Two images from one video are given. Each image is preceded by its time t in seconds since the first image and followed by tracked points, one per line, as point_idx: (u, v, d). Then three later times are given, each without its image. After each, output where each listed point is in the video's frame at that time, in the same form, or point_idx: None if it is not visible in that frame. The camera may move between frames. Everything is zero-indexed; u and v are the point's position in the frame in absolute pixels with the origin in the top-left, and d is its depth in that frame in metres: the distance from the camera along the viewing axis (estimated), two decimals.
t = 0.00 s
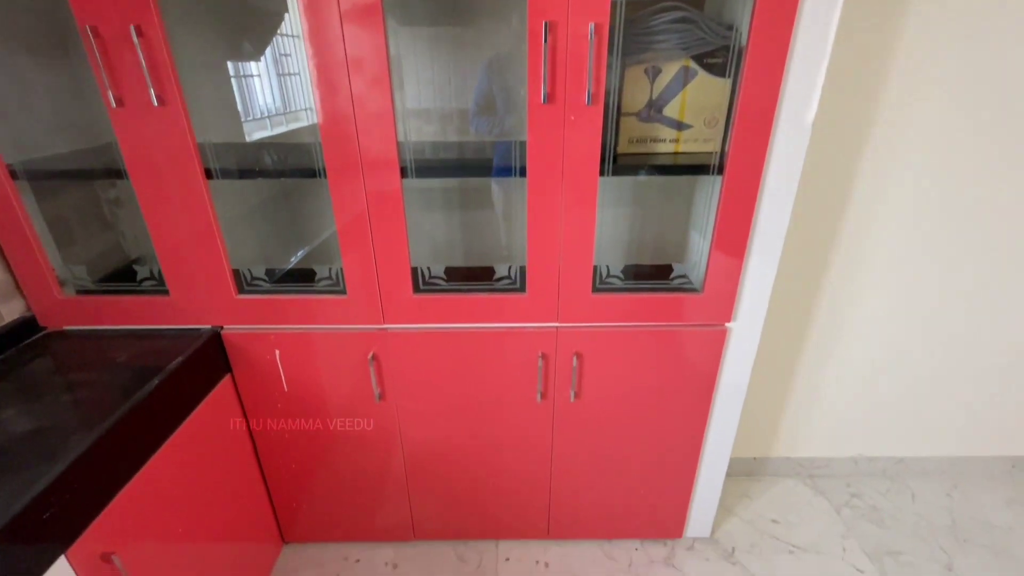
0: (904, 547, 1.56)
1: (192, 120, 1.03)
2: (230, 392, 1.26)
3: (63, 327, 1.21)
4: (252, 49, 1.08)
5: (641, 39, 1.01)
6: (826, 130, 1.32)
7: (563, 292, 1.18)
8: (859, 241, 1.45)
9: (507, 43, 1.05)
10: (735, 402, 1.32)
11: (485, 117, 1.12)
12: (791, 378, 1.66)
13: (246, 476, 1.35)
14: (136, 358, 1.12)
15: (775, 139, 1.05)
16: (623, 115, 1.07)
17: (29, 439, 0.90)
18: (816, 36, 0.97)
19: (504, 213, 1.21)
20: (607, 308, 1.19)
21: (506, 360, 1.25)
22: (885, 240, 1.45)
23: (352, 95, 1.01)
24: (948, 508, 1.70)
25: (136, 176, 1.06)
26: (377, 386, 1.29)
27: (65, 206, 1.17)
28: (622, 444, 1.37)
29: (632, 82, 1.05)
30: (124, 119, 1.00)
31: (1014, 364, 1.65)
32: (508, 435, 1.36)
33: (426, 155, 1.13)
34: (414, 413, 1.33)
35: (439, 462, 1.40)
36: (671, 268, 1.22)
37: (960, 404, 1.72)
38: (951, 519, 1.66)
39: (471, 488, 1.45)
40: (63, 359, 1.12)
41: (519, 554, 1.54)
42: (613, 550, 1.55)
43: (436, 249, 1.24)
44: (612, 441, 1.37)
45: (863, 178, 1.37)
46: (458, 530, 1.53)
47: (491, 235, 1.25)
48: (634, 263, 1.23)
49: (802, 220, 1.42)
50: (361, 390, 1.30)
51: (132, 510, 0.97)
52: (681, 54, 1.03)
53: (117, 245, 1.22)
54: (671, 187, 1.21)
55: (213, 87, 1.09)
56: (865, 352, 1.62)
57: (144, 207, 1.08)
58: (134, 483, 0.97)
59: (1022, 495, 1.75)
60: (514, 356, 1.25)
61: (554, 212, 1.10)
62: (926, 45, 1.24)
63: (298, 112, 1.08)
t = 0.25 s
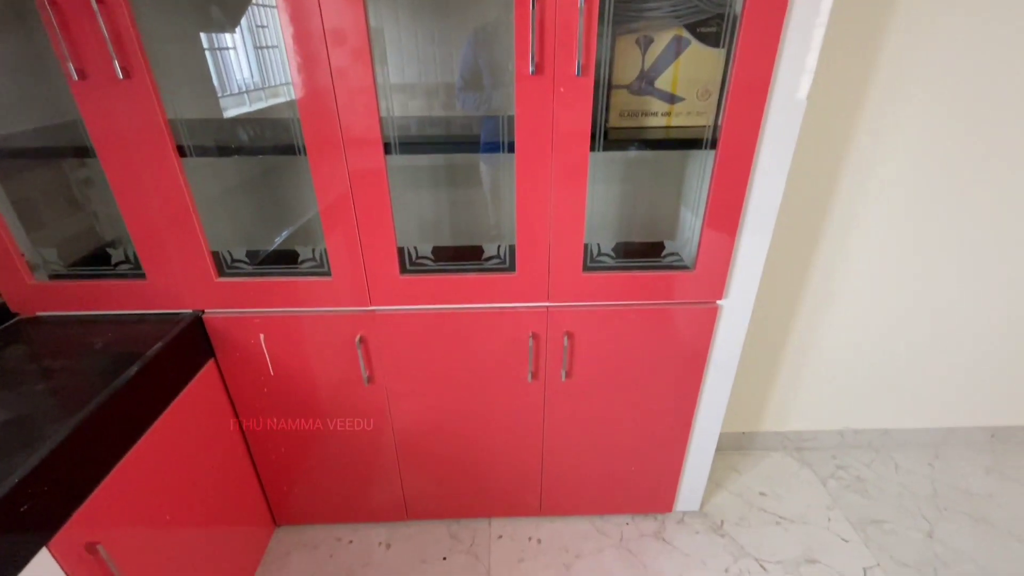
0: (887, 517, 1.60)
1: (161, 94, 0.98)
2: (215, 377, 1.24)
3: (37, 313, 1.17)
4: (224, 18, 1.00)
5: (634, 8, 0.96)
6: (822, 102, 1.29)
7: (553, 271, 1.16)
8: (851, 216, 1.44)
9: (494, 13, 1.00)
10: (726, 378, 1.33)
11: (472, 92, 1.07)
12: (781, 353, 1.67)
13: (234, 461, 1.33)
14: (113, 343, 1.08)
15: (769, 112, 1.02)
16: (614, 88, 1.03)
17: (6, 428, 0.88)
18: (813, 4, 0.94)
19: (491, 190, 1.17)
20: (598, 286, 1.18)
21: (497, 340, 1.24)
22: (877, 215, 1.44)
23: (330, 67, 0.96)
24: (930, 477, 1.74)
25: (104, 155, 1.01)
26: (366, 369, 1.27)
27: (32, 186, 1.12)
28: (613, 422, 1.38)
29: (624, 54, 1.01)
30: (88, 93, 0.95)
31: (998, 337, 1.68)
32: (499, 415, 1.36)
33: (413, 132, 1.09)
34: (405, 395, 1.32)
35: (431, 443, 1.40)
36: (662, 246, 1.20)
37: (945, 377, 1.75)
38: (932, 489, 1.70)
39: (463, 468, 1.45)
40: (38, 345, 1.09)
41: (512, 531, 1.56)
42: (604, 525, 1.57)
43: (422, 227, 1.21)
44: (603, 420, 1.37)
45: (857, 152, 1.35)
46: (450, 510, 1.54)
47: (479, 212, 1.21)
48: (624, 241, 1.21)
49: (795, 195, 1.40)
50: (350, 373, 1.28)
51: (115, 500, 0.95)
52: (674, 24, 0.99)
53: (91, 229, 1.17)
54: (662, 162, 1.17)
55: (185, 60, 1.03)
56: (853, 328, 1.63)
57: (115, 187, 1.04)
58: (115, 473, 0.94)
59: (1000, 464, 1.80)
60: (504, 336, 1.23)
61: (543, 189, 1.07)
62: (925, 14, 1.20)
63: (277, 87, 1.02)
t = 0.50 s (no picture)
0: (854, 483, 1.68)
1: (126, 82, 0.96)
2: (195, 368, 1.23)
3: (3, 308, 1.14)
4: None
5: None
6: (793, 84, 1.31)
7: (532, 255, 1.17)
8: (821, 195, 1.48)
9: None
10: (701, 356, 1.37)
11: (446, 75, 1.07)
12: (755, 330, 1.72)
13: (219, 452, 1.34)
14: (90, 338, 1.07)
15: (741, 95, 1.04)
16: (589, 72, 1.04)
17: None
18: None
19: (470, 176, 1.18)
20: (576, 270, 1.20)
21: (477, 325, 1.25)
22: (846, 195, 1.48)
23: (301, 53, 0.95)
24: (894, 445, 1.83)
25: (69, 145, 0.98)
26: (348, 356, 1.27)
27: None
28: (594, 401, 1.41)
29: (598, 37, 1.01)
30: (49, 81, 0.92)
31: (958, 310, 1.76)
32: (483, 398, 1.38)
33: (389, 116, 1.09)
34: (388, 381, 1.33)
35: (415, 427, 1.42)
36: (638, 229, 1.24)
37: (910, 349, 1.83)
38: (896, 455, 1.79)
39: (448, 451, 1.48)
40: (9, 342, 1.06)
41: (498, 510, 1.60)
42: (587, 501, 1.62)
43: (402, 214, 1.22)
44: (584, 399, 1.41)
45: (826, 133, 1.38)
46: (436, 492, 1.57)
47: (457, 199, 1.22)
48: (602, 224, 1.24)
49: (768, 176, 1.43)
50: (332, 361, 1.28)
51: (100, 492, 0.95)
52: (648, 7, 1.00)
53: (58, 219, 1.15)
54: (638, 147, 1.20)
55: (149, 45, 1.00)
56: (823, 304, 1.69)
57: (82, 177, 1.01)
58: (98, 466, 0.94)
59: (959, 430, 1.90)
60: (486, 320, 1.25)
61: (521, 172, 1.07)
62: None
63: (246, 70, 1.01)
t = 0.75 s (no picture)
0: (823, 458, 1.75)
1: (69, 72, 0.89)
2: (160, 374, 1.18)
3: None
4: None
5: None
6: (762, 70, 1.32)
7: (509, 247, 1.15)
8: (789, 180, 1.51)
9: None
10: (678, 342, 1.38)
11: (413, 62, 1.02)
12: (728, 314, 1.76)
13: (189, 459, 1.29)
14: (41, 347, 1.00)
15: (713, 82, 1.05)
16: (562, 59, 1.02)
17: None
18: None
19: (444, 167, 1.15)
20: (554, 260, 1.19)
21: (455, 319, 1.23)
22: (812, 180, 1.52)
23: (261, 41, 0.90)
24: (860, 420, 1.91)
25: (8, 141, 0.91)
26: (322, 356, 1.24)
27: None
28: (574, 391, 1.42)
29: (570, 23, 0.99)
30: None
31: (918, 289, 1.83)
32: (463, 392, 1.37)
33: (354, 105, 1.04)
34: (365, 379, 1.30)
35: (394, 424, 1.40)
36: (615, 218, 1.23)
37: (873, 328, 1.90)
38: (861, 429, 1.87)
39: (429, 446, 1.46)
40: None
41: (481, 503, 1.59)
42: (569, 489, 1.63)
43: (373, 208, 1.17)
44: (564, 389, 1.41)
45: (794, 119, 1.41)
46: (418, 488, 1.55)
47: (431, 191, 1.19)
48: (578, 214, 1.23)
49: (738, 162, 1.45)
50: (306, 361, 1.24)
51: (59, 511, 0.89)
52: None
53: None
54: (612, 136, 1.20)
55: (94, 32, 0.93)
56: (793, 286, 1.73)
57: (24, 176, 0.94)
58: (58, 482, 0.89)
59: (919, 402, 2.00)
60: (463, 314, 1.23)
61: (495, 163, 1.05)
62: None
63: (201, 57, 0.95)
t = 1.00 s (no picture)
0: (787, 435, 1.81)
1: None
2: (102, 395, 1.09)
3: None
4: None
5: None
6: (717, 56, 1.33)
7: (474, 243, 1.12)
8: (746, 166, 1.53)
9: None
10: (646, 331, 1.39)
11: (367, 53, 0.98)
12: (693, 300, 1.78)
13: (142, 482, 1.21)
14: None
15: (672, 71, 1.04)
16: (519, 48, 0.99)
17: None
18: None
19: (402, 163, 1.11)
20: (520, 255, 1.16)
21: (421, 320, 1.20)
22: (768, 165, 1.55)
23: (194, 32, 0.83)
24: (819, 396, 1.98)
25: None
26: (282, 365, 1.18)
27: None
28: (546, 386, 1.41)
29: (526, 11, 0.97)
30: None
31: (869, 268, 1.91)
32: (433, 394, 1.33)
33: (305, 99, 0.99)
34: (329, 386, 1.25)
35: (362, 430, 1.35)
36: (580, 211, 1.22)
37: (829, 307, 1.97)
38: (821, 405, 1.94)
39: (400, 450, 1.43)
40: None
41: (456, 503, 1.57)
42: (544, 483, 1.63)
43: (330, 208, 1.12)
44: (536, 385, 1.40)
45: (750, 106, 1.43)
46: (391, 493, 1.51)
47: (390, 188, 1.14)
48: (543, 207, 1.21)
49: (698, 149, 1.46)
50: (264, 370, 1.18)
51: None
52: None
53: None
54: (573, 127, 1.18)
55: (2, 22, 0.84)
56: (753, 270, 1.77)
57: None
58: None
59: (872, 375, 2.10)
60: (430, 314, 1.19)
61: (455, 157, 1.02)
62: None
63: (132, 50, 0.87)
